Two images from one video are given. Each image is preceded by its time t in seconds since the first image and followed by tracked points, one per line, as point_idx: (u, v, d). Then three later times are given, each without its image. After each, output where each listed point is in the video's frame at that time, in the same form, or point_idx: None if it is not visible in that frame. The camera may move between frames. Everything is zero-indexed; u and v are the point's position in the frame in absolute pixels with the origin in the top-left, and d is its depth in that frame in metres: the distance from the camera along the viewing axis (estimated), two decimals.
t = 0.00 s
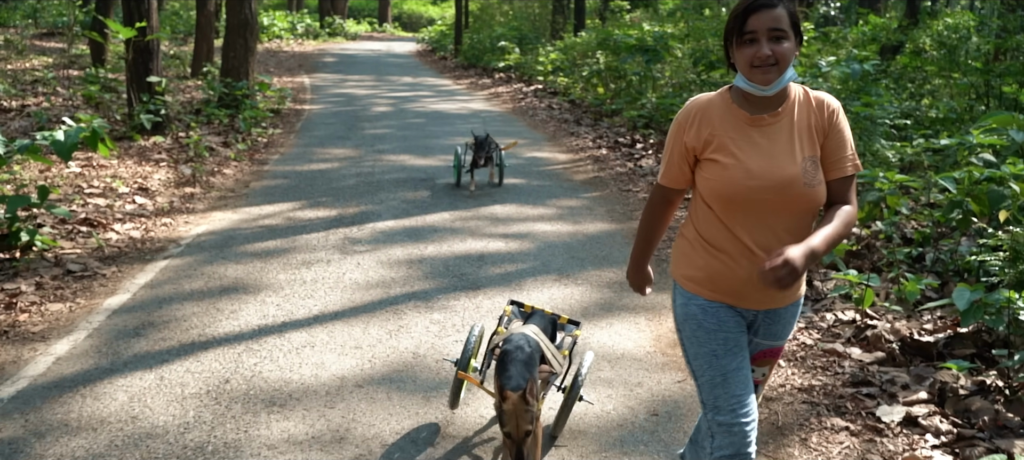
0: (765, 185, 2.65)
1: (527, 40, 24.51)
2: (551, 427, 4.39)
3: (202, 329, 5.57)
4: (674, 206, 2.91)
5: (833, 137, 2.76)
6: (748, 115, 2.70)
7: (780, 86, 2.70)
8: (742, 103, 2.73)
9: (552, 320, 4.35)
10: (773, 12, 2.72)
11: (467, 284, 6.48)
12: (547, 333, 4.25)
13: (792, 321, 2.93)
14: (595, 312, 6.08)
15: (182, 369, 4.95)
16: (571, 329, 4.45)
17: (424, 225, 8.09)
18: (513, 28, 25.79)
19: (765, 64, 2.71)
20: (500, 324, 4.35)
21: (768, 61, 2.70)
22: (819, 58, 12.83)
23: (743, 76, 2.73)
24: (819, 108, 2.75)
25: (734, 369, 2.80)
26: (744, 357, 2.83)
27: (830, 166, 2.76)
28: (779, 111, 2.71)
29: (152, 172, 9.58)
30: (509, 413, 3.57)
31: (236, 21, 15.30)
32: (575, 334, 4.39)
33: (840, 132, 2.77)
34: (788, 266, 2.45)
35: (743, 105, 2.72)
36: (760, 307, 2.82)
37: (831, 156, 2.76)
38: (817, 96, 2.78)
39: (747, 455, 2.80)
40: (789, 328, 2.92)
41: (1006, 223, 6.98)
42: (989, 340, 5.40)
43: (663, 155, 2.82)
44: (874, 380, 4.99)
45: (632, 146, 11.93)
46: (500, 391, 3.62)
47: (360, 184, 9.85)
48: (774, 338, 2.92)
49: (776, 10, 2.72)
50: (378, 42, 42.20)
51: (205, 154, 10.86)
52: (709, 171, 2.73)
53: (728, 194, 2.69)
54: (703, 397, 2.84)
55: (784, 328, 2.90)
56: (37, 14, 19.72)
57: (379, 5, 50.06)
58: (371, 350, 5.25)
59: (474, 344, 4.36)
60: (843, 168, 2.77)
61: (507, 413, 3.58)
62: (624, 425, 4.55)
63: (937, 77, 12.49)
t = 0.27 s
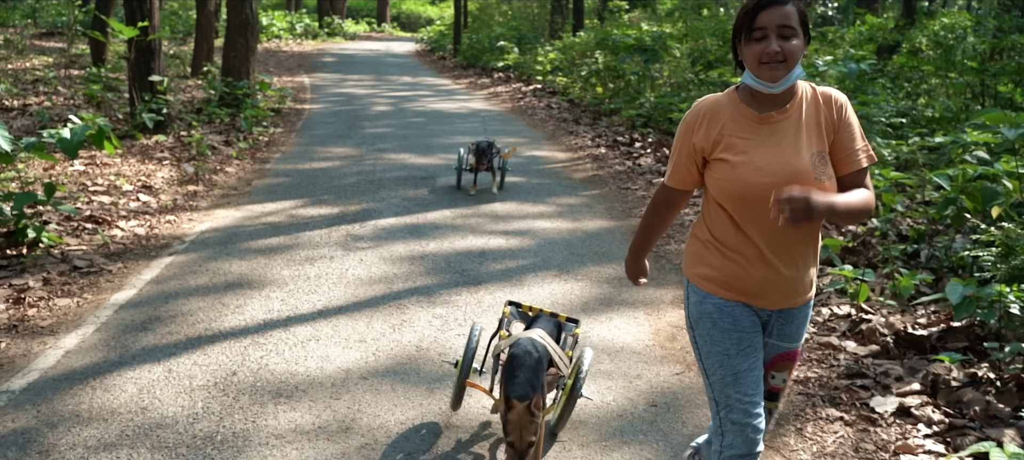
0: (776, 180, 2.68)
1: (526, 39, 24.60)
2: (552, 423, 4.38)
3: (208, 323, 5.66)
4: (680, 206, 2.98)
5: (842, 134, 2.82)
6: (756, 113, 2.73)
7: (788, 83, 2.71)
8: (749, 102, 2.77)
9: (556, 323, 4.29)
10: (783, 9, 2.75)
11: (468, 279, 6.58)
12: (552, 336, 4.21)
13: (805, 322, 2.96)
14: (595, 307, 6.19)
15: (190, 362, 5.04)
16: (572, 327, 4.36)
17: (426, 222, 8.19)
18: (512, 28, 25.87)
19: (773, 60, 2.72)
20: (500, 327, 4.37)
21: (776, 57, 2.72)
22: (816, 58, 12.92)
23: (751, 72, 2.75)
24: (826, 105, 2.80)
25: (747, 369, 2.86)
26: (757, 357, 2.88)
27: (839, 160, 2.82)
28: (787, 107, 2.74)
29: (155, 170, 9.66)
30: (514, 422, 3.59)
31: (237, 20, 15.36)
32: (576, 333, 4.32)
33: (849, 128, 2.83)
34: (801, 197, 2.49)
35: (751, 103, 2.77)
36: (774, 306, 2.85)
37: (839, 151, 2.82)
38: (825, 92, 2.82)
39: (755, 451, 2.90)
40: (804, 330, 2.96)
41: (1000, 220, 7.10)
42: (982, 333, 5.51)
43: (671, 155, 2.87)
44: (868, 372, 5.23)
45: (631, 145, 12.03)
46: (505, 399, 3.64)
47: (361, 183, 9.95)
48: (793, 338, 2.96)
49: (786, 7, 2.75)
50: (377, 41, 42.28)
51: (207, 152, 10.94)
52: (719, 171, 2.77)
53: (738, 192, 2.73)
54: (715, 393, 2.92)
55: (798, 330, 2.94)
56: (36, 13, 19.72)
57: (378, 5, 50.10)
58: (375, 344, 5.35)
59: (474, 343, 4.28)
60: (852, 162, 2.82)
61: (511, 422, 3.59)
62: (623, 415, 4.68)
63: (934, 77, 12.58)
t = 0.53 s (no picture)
0: (783, 176, 2.68)
1: (520, 40, 24.69)
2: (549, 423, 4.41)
3: (208, 320, 5.73)
4: (681, 207, 2.99)
5: (846, 131, 2.81)
6: (760, 113, 2.75)
7: (790, 83, 2.72)
8: (753, 102, 2.78)
9: (553, 327, 4.33)
10: (787, 10, 2.76)
11: (464, 276, 6.66)
12: (551, 340, 4.25)
13: (813, 322, 2.95)
14: (590, 303, 6.28)
15: (190, 358, 5.11)
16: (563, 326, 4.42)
17: (421, 221, 8.26)
18: (506, 28, 25.95)
19: (775, 60, 2.73)
20: (494, 332, 4.36)
21: (778, 57, 2.73)
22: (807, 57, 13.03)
23: (755, 70, 2.76)
24: (828, 101, 2.81)
25: (746, 370, 2.89)
26: (757, 359, 2.91)
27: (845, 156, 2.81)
28: (789, 105, 2.77)
29: (152, 169, 9.72)
30: (513, 427, 3.59)
31: (232, 21, 15.40)
32: (569, 333, 4.37)
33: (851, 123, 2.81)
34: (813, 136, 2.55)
35: (755, 103, 2.78)
36: (780, 302, 2.87)
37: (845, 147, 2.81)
38: (826, 89, 2.83)
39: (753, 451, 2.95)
40: (812, 331, 2.94)
41: (987, 218, 7.22)
42: (970, 329, 5.64)
43: (674, 155, 2.89)
44: (858, 366, 5.35)
45: (624, 144, 12.12)
46: (504, 404, 3.63)
47: (357, 182, 10.02)
48: (802, 340, 2.94)
49: (790, 7, 2.76)
50: (371, 42, 42.32)
51: (204, 151, 10.99)
52: (725, 170, 2.78)
53: (744, 189, 2.73)
54: (715, 393, 2.96)
55: (805, 331, 2.93)
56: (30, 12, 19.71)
57: (372, 5, 50.11)
58: (373, 340, 5.43)
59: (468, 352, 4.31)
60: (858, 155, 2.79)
61: (510, 428, 3.59)
62: (617, 409, 4.77)
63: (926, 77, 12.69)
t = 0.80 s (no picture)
0: (792, 175, 2.65)
1: (510, 40, 24.80)
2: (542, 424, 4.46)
3: (204, 317, 5.81)
4: (678, 209, 2.90)
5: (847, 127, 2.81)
6: (763, 113, 2.69)
7: (794, 85, 2.67)
8: (755, 101, 2.72)
9: (539, 326, 4.30)
10: (793, 12, 2.71)
11: (457, 274, 6.75)
12: (538, 339, 4.20)
13: (818, 316, 2.90)
14: (581, 300, 6.38)
15: (188, 355, 5.18)
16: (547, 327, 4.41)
17: (413, 220, 8.34)
18: (496, 28, 26.06)
19: (778, 62, 2.68)
20: (478, 340, 4.34)
21: (780, 60, 2.68)
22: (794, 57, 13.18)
23: (757, 71, 2.71)
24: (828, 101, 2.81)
25: (746, 372, 2.87)
26: (757, 360, 2.89)
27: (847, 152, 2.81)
28: (790, 104, 2.71)
29: (146, 169, 9.77)
30: (509, 424, 3.66)
31: (224, 21, 15.45)
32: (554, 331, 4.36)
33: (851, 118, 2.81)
34: (829, 88, 2.68)
35: (759, 103, 2.71)
36: (786, 301, 2.83)
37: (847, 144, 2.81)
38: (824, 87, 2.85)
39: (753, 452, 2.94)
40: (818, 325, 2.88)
41: (971, 216, 7.36)
42: (953, 324, 5.76)
43: (676, 156, 2.79)
44: (844, 361, 5.48)
45: (614, 144, 12.23)
46: (500, 402, 3.71)
47: (349, 181, 10.09)
48: (804, 334, 2.87)
49: (796, 10, 2.71)
50: (362, 42, 42.37)
51: (197, 151, 11.04)
52: (731, 171, 2.72)
53: (750, 190, 2.69)
54: (715, 394, 2.94)
55: (810, 326, 2.87)
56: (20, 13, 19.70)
57: (362, 5, 50.14)
58: (367, 337, 5.52)
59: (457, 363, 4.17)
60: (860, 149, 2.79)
61: (507, 425, 3.67)
62: (609, 403, 4.87)
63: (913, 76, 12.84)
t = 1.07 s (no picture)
0: (793, 173, 2.73)
1: (499, 40, 24.89)
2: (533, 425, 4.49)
3: (199, 315, 5.88)
4: (677, 209, 2.89)
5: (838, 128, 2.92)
6: (763, 112, 2.76)
7: (795, 88, 2.74)
8: (755, 100, 2.77)
9: (519, 323, 4.37)
10: (797, 17, 2.76)
11: (449, 272, 6.85)
12: (519, 335, 4.28)
13: (820, 308, 2.91)
14: (570, 297, 6.49)
15: (184, 352, 5.26)
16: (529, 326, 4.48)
17: (404, 219, 8.43)
18: (486, 29, 26.14)
19: (778, 66, 2.74)
20: (463, 341, 4.33)
21: (780, 63, 2.74)
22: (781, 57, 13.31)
23: (757, 72, 2.77)
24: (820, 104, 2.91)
25: (744, 373, 2.91)
26: (754, 360, 2.92)
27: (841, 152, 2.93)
28: (789, 104, 2.80)
29: (138, 170, 9.82)
30: (502, 416, 3.69)
31: (214, 22, 15.50)
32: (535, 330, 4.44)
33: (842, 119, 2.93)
34: (825, 72, 2.73)
35: (759, 103, 2.77)
36: (787, 298, 2.85)
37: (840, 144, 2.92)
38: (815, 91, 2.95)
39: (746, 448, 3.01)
40: (819, 317, 2.89)
41: (954, 213, 7.49)
42: (936, 319, 5.90)
43: (676, 153, 2.78)
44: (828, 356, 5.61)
45: (603, 143, 12.34)
46: (492, 396, 3.76)
47: (340, 181, 10.17)
48: (805, 326, 2.88)
49: (801, 15, 2.76)
50: (351, 42, 42.37)
51: (188, 152, 11.10)
52: (733, 168, 2.76)
53: (751, 188, 2.74)
54: (712, 393, 2.98)
55: (811, 317, 2.88)
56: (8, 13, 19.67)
57: (351, 6, 50.12)
58: (360, 333, 5.61)
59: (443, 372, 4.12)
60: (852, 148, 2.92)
61: (499, 417, 3.70)
62: (598, 397, 4.98)
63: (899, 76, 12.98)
